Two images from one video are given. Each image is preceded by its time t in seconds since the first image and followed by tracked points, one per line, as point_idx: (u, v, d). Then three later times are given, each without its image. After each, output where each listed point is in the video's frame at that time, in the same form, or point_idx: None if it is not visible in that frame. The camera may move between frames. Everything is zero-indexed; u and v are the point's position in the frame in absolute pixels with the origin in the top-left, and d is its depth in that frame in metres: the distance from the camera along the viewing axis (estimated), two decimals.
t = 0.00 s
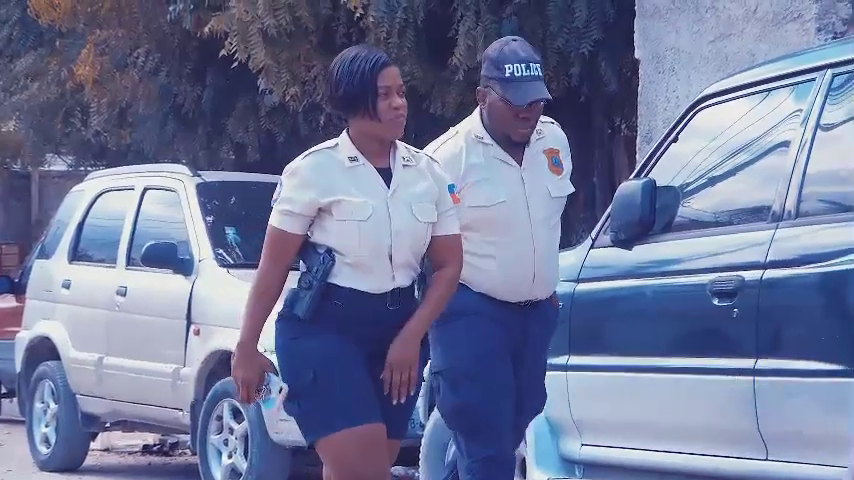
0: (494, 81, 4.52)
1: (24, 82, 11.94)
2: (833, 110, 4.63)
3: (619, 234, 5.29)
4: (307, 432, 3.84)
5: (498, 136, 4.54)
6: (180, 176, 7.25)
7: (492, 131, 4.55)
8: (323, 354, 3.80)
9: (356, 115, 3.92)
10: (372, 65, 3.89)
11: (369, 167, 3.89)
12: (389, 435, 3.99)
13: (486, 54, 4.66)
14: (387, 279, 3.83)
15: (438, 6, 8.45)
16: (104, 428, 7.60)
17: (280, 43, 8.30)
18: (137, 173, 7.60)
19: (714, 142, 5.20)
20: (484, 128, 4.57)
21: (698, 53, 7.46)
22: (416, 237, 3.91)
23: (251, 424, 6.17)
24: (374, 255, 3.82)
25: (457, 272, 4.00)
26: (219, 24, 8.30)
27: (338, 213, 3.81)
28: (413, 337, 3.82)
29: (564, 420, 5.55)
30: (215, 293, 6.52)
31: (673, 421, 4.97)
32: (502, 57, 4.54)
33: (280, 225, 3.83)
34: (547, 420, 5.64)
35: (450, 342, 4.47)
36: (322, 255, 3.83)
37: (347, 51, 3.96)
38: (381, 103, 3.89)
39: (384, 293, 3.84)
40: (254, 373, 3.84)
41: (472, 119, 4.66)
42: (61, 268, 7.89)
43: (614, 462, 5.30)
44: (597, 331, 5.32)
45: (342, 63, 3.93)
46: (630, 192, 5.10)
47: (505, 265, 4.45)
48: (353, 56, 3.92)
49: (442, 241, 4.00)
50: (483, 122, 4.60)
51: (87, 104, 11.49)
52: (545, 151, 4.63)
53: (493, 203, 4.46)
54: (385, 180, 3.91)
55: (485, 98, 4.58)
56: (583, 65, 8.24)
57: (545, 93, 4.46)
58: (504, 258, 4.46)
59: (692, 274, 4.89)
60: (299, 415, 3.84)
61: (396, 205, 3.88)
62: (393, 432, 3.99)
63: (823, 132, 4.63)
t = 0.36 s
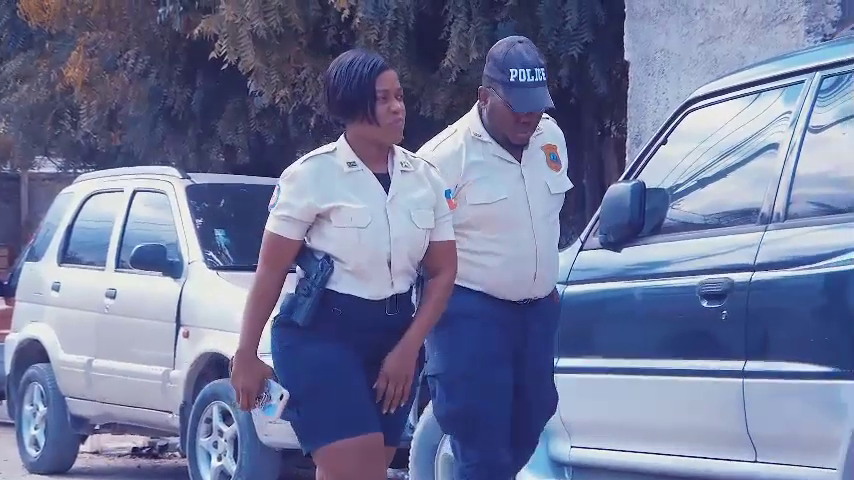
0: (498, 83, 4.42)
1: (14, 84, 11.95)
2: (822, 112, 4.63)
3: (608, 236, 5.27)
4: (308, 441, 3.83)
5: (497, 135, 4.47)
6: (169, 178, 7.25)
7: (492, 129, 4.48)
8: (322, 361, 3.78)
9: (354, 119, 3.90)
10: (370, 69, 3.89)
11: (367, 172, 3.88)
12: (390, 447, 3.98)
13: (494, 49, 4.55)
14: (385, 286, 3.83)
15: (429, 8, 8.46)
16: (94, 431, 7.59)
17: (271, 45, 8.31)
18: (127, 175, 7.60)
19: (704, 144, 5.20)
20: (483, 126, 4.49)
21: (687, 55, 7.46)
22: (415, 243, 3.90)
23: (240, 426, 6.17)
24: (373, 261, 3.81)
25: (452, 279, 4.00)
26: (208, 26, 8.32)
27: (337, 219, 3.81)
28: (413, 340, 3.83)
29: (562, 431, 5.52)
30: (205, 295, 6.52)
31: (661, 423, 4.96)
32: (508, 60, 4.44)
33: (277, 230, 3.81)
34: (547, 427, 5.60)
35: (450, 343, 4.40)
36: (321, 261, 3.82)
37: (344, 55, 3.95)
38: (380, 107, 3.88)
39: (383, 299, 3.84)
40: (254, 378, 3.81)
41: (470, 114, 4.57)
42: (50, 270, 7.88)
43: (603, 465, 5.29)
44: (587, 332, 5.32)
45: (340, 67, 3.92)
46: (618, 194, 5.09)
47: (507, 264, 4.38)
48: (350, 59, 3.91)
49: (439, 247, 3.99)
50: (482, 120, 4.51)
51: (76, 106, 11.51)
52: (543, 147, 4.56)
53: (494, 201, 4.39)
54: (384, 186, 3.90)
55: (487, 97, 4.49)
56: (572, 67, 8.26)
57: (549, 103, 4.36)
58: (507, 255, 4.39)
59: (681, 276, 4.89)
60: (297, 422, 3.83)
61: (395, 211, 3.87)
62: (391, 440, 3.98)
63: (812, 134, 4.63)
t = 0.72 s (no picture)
0: (499, 86, 4.36)
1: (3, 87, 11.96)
2: (808, 115, 4.63)
3: (595, 238, 5.26)
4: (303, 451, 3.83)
5: (494, 137, 4.41)
6: (157, 181, 7.24)
7: (489, 131, 4.41)
8: (318, 369, 3.77)
9: (350, 124, 3.89)
10: (365, 73, 3.87)
11: (364, 179, 3.87)
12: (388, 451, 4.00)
13: (496, 49, 4.48)
14: (383, 293, 3.83)
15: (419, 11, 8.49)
16: (81, 433, 7.58)
17: (258, 47, 8.36)
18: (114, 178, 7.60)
19: (691, 147, 5.19)
20: (480, 127, 4.43)
21: (675, 58, 7.47)
22: (412, 249, 3.90)
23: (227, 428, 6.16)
24: (372, 268, 3.80)
25: (446, 285, 4.00)
26: (196, 29, 8.35)
27: (335, 227, 3.79)
28: (413, 341, 3.85)
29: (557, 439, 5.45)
30: (192, 297, 6.52)
31: (647, 425, 4.96)
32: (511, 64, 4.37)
33: (273, 236, 3.79)
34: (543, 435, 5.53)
35: (444, 346, 4.33)
36: (318, 268, 3.81)
37: (338, 59, 3.94)
38: (376, 111, 3.87)
39: (380, 306, 3.84)
40: (251, 387, 3.80)
41: (468, 114, 4.50)
42: (38, 273, 7.88)
43: (589, 467, 5.28)
44: (575, 335, 5.31)
45: (335, 72, 3.90)
46: (606, 196, 5.09)
47: (504, 266, 4.31)
48: (345, 63, 3.89)
49: (435, 253, 3.99)
50: (480, 120, 4.45)
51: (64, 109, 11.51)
52: (540, 148, 4.50)
53: (494, 202, 4.32)
54: (381, 192, 3.90)
55: (487, 97, 4.43)
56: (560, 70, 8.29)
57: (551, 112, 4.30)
58: (505, 256, 4.33)
59: (669, 279, 4.89)
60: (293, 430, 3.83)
61: (392, 217, 3.86)
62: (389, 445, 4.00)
63: (798, 136, 4.63)
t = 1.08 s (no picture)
0: (499, 88, 4.35)
1: None
2: (793, 118, 4.64)
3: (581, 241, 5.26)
4: (295, 455, 3.82)
5: (490, 136, 4.39)
6: (143, 183, 7.24)
7: (485, 130, 4.39)
8: (312, 373, 3.76)
9: (344, 127, 3.89)
10: (358, 74, 3.86)
11: (359, 182, 3.87)
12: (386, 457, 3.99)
13: (495, 51, 4.47)
14: (380, 297, 3.83)
15: (405, 13, 8.52)
16: (66, 436, 7.58)
17: (243, 50, 8.40)
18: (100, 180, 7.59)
19: (677, 149, 5.19)
20: (476, 126, 4.40)
21: (659, 60, 7.48)
22: (408, 253, 3.90)
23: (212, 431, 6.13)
24: (368, 272, 3.80)
25: (440, 288, 4.00)
26: (182, 31, 8.38)
27: (331, 232, 3.79)
28: (410, 344, 3.84)
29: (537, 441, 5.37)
30: (178, 299, 6.51)
31: (632, 427, 4.95)
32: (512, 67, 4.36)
33: (268, 241, 3.78)
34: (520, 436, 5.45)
35: (436, 342, 4.32)
36: (315, 272, 3.81)
37: (331, 61, 3.93)
38: (370, 113, 3.87)
39: (377, 310, 3.84)
40: (249, 393, 3.74)
41: (463, 113, 4.48)
42: (23, 275, 7.87)
43: (575, 470, 5.28)
44: (560, 338, 5.31)
45: (327, 75, 3.89)
46: (592, 200, 5.09)
47: (497, 269, 4.28)
48: (338, 66, 3.89)
49: (431, 256, 4.00)
50: (475, 120, 4.42)
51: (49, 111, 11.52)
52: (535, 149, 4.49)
53: (491, 204, 4.30)
54: (377, 196, 3.90)
55: (485, 98, 4.41)
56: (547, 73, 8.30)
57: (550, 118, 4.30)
58: (500, 258, 4.30)
59: (654, 282, 4.89)
60: (289, 435, 3.81)
61: (388, 221, 3.86)
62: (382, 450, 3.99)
63: (783, 139, 4.63)
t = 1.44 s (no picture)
0: (495, 91, 4.26)
1: None
2: (771, 121, 4.63)
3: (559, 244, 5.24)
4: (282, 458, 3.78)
5: (482, 140, 4.30)
6: (122, 187, 7.23)
7: (478, 133, 4.31)
8: (306, 377, 3.70)
9: (332, 126, 3.82)
10: (346, 73, 3.79)
11: (349, 183, 3.80)
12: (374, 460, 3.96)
13: (491, 53, 4.38)
14: (373, 299, 3.77)
15: (386, 16, 8.54)
16: (43, 440, 7.57)
17: (222, 52, 8.43)
18: (78, 184, 7.58)
19: (657, 152, 5.16)
20: (468, 127, 4.32)
21: (640, 63, 7.56)
22: (401, 253, 3.84)
23: (191, 436, 6.12)
24: (361, 273, 3.74)
25: (430, 289, 3.94)
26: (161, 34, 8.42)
27: (324, 233, 3.72)
28: (405, 347, 3.79)
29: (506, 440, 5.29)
30: (156, 304, 6.50)
31: (610, 430, 4.94)
32: (508, 69, 4.27)
33: (258, 243, 3.70)
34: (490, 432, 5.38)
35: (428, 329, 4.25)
36: (307, 273, 3.73)
37: (318, 60, 3.85)
38: (359, 112, 3.79)
39: (369, 312, 3.78)
40: (241, 399, 3.64)
41: (455, 114, 4.39)
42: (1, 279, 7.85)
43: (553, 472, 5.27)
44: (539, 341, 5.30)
45: (314, 73, 3.81)
46: (570, 202, 5.07)
47: (488, 272, 4.20)
48: (325, 64, 3.81)
49: (421, 254, 3.93)
50: (468, 122, 4.34)
51: (28, 114, 11.51)
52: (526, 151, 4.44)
53: (482, 205, 4.22)
54: (368, 196, 3.83)
55: (479, 101, 4.33)
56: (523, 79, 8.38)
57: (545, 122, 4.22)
58: (491, 257, 4.23)
59: (631, 284, 4.89)
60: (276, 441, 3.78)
61: (380, 221, 3.80)
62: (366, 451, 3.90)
63: (762, 142, 4.63)
